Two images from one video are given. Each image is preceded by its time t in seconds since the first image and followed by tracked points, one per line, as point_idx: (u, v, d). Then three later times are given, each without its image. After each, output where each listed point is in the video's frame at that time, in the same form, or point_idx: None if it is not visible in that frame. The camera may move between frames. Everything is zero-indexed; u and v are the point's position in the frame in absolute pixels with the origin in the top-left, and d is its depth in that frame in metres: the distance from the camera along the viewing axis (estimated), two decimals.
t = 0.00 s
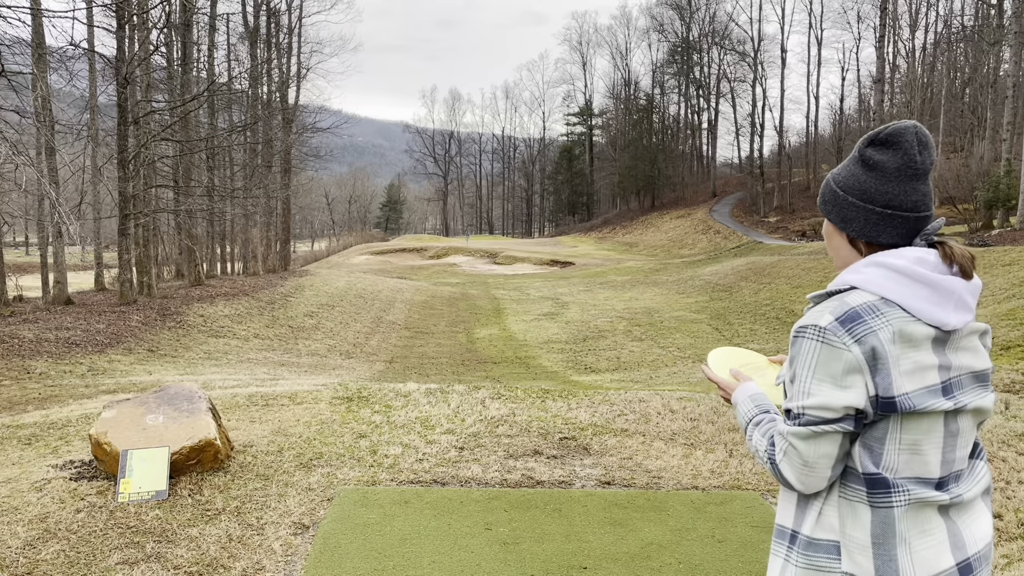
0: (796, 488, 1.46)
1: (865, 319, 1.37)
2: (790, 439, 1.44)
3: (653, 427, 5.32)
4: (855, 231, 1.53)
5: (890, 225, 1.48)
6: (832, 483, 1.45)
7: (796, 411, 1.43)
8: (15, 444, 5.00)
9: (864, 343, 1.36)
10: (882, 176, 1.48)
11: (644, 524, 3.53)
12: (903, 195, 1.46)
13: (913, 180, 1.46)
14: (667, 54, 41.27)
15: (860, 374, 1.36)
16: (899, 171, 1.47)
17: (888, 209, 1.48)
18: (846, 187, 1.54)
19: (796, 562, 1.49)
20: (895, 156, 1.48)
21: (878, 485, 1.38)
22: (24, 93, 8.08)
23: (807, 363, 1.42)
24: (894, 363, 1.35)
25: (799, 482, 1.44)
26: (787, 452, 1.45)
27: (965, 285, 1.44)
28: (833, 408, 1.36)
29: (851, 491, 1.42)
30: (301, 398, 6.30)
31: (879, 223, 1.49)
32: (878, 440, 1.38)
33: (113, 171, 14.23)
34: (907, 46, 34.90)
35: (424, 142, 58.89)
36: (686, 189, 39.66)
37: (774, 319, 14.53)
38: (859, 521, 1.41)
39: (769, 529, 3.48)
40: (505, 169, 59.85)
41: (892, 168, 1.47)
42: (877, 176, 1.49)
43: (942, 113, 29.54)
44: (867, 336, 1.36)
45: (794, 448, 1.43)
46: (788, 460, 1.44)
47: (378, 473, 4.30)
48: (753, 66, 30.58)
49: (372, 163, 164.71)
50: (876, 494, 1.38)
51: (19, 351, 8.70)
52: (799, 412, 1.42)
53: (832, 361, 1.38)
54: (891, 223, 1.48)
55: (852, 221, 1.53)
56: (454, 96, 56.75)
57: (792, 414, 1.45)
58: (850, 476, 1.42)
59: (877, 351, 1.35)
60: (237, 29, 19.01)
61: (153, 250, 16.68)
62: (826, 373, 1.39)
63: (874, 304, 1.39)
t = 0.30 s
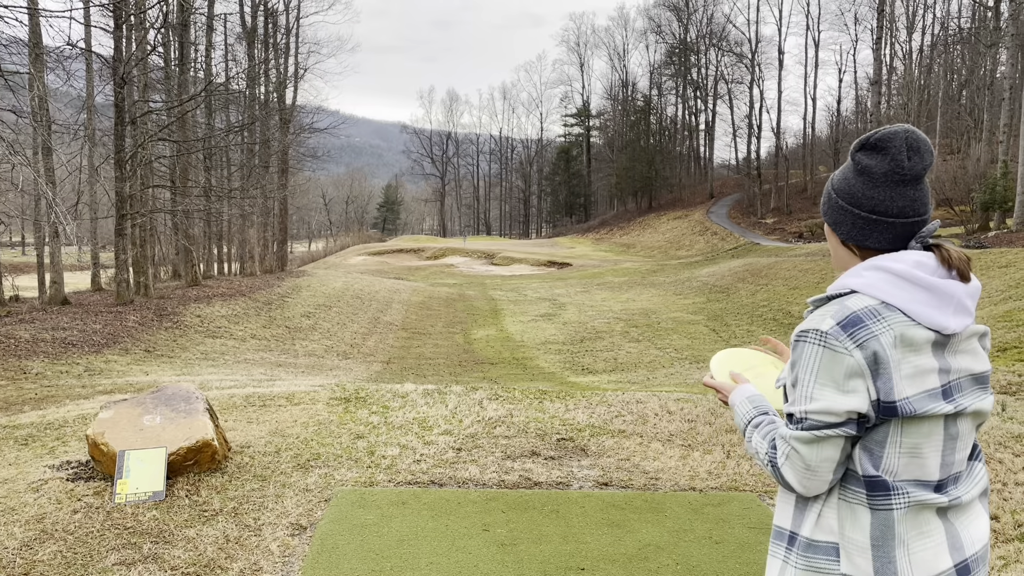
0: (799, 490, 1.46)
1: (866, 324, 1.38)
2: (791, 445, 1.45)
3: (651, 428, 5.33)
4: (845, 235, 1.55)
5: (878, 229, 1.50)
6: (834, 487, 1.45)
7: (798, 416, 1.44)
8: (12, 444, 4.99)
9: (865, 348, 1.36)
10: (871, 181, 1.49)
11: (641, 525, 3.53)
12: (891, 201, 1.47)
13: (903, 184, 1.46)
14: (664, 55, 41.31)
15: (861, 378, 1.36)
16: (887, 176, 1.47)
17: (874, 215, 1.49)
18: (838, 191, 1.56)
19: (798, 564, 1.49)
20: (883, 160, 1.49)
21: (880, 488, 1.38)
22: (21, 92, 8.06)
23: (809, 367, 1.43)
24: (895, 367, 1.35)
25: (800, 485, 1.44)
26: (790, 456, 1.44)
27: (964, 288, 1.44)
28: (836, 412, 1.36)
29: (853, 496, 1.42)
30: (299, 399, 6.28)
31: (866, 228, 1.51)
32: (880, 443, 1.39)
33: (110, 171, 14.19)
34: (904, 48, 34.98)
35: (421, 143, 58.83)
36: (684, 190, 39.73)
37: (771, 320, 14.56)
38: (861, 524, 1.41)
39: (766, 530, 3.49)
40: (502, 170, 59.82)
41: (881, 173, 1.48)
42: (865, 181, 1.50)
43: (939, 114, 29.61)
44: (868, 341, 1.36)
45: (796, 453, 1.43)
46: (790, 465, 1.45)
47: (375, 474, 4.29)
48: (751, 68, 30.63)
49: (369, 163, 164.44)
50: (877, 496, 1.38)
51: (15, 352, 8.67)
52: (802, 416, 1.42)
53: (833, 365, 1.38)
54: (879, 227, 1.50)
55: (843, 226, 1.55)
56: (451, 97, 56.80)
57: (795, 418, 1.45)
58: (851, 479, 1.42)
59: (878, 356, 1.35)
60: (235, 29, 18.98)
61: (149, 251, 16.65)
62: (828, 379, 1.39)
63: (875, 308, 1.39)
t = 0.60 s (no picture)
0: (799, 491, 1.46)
1: (866, 326, 1.38)
2: (790, 446, 1.45)
3: (648, 430, 5.33)
4: (845, 237, 1.55)
5: (878, 233, 1.50)
6: (834, 489, 1.45)
7: (798, 417, 1.44)
8: (8, 445, 4.97)
9: (866, 350, 1.37)
10: (871, 185, 1.50)
11: (638, 527, 3.53)
12: (890, 204, 1.48)
13: (902, 188, 1.47)
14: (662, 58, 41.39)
15: (861, 381, 1.37)
16: (887, 180, 1.48)
17: (873, 218, 1.50)
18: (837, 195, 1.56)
19: (796, 566, 1.50)
20: (883, 164, 1.50)
21: (880, 490, 1.38)
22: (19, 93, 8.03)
23: (810, 369, 1.43)
24: (895, 369, 1.36)
25: (799, 486, 1.44)
26: (789, 457, 1.45)
27: (964, 292, 1.45)
28: (836, 414, 1.37)
29: (853, 499, 1.42)
30: (296, 401, 6.26)
31: (866, 231, 1.52)
32: (879, 445, 1.39)
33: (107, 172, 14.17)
34: (901, 52, 35.11)
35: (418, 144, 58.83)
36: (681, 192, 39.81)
37: (769, 323, 14.58)
38: (860, 527, 1.41)
39: (764, 533, 3.49)
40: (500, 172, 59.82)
41: (880, 177, 1.49)
42: (866, 184, 1.51)
43: (936, 117, 29.71)
44: (869, 343, 1.37)
45: (795, 453, 1.43)
46: (788, 466, 1.45)
47: (373, 476, 4.28)
48: (748, 70, 30.70)
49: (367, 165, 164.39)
50: (876, 498, 1.38)
51: (11, 352, 8.64)
52: (801, 417, 1.42)
53: (833, 367, 1.39)
54: (879, 230, 1.50)
55: (842, 229, 1.56)
56: (449, 99, 56.87)
57: (795, 420, 1.45)
58: (850, 481, 1.42)
59: (878, 358, 1.36)
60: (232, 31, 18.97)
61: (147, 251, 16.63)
62: (827, 380, 1.40)
63: (876, 312, 1.39)
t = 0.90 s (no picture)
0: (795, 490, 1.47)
1: (868, 329, 1.38)
2: (789, 446, 1.45)
3: (645, 432, 5.33)
4: (844, 240, 1.56)
5: (876, 236, 1.51)
6: (833, 489, 1.45)
7: (798, 417, 1.45)
8: (3, 446, 4.94)
9: (866, 353, 1.37)
10: (869, 189, 1.50)
11: (635, 530, 3.53)
12: (888, 207, 1.48)
13: (900, 191, 1.47)
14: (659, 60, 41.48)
15: (862, 382, 1.37)
16: (885, 183, 1.48)
17: (871, 221, 1.51)
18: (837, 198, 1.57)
19: (793, 566, 1.50)
20: (882, 166, 1.50)
21: (878, 493, 1.39)
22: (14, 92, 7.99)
23: (811, 371, 1.43)
24: (895, 372, 1.36)
25: (795, 485, 1.45)
26: (787, 455, 1.45)
27: (964, 295, 1.45)
28: (836, 415, 1.37)
29: (851, 502, 1.43)
30: (292, 402, 6.25)
31: (865, 234, 1.52)
32: (879, 446, 1.40)
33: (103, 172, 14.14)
34: (897, 56, 35.23)
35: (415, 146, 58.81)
36: (678, 195, 39.91)
37: (765, 325, 14.61)
38: (858, 528, 1.42)
39: (761, 536, 3.48)
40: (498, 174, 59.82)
41: (879, 179, 1.49)
42: (864, 188, 1.52)
43: (932, 121, 29.80)
44: (871, 346, 1.37)
45: (794, 452, 1.44)
46: (786, 464, 1.46)
47: (369, 478, 4.27)
48: (745, 73, 30.78)
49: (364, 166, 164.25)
50: (874, 500, 1.39)
51: (6, 353, 8.60)
52: (802, 418, 1.43)
53: (834, 368, 1.39)
54: (877, 233, 1.51)
55: (842, 233, 1.56)
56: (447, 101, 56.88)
57: (796, 419, 1.46)
58: (849, 482, 1.43)
59: (879, 360, 1.36)
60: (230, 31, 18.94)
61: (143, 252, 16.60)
62: (829, 382, 1.40)
63: (878, 314, 1.39)
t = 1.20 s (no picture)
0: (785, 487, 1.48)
1: (860, 328, 1.39)
2: (780, 443, 1.46)
3: (641, 434, 5.34)
4: (839, 241, 1.57)
5: (872, 235, 1.52)
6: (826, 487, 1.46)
7: (789, 415, 1.45)
8: None
9: (859, 352, 1.37)
10: (865, 188, 1.51)
11: (630, 531, 3.53)
12: (884, 207, 1.49)
13: (895, 191, 1.48)
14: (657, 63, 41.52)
15: (854, 381, 1.38)
16: (880, 183, 1.49)
17: (867, 221, 1.51)
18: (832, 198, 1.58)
19: (788, 564, 1.51)
20: (877, 167, 1.51)
21: (872, 492, 1.39)
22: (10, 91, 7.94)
23: (804, 369, 1.44)
24: (889, 371, 1.37)
25: (787, 482, 1.46)
26: (777, 452, 1.46)
27: (959, 296, 1.46)
28: (828, 414, 1.38)
29: (845, 500, 1.43)
30: (288, 403, 6.23)
31: (860, 234, 1.53)
32: (872, 445, 1.40)
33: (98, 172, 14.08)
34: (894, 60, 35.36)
35: (413, 148, 58.77)
36: (675, 198, 40.00)
37: (761, 328, 14.65)
38: (851, 525, 1.42)
39: (757, 537, 3.49)
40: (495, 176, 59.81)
41: (873, 180, 1.50)
42: (860, 188, 1.52)
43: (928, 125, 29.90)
44: (863, 345, 1.38)
45: (785, 449, 1.45)
46: (777, 461, 1.47)
47: (364, 479, 4.26)
48: (742, 76, 30.85)
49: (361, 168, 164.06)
50: (868, 499, 1.39)
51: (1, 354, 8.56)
52: (793, 417, 1.43)
53: (827, 367, 1.40)
54: (871, 234, 1.52)
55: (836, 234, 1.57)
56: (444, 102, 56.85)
57: (788, 416, 1.47)
58: (843, 481, 1.43)
59: (870, 359, 1.37)
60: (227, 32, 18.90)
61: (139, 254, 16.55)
62: (820, 380, 1.41)
63: (871, 313, 1.40)
